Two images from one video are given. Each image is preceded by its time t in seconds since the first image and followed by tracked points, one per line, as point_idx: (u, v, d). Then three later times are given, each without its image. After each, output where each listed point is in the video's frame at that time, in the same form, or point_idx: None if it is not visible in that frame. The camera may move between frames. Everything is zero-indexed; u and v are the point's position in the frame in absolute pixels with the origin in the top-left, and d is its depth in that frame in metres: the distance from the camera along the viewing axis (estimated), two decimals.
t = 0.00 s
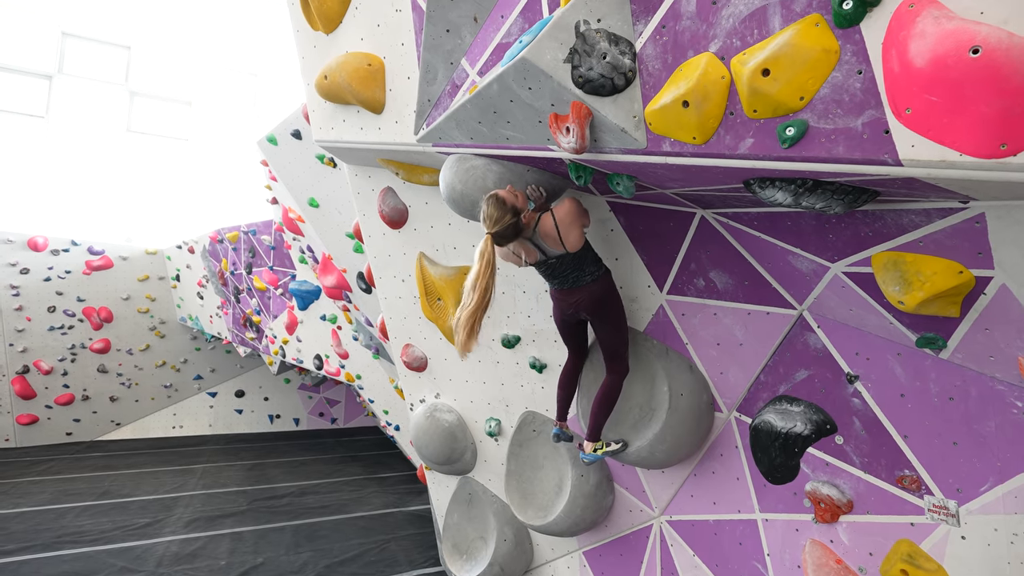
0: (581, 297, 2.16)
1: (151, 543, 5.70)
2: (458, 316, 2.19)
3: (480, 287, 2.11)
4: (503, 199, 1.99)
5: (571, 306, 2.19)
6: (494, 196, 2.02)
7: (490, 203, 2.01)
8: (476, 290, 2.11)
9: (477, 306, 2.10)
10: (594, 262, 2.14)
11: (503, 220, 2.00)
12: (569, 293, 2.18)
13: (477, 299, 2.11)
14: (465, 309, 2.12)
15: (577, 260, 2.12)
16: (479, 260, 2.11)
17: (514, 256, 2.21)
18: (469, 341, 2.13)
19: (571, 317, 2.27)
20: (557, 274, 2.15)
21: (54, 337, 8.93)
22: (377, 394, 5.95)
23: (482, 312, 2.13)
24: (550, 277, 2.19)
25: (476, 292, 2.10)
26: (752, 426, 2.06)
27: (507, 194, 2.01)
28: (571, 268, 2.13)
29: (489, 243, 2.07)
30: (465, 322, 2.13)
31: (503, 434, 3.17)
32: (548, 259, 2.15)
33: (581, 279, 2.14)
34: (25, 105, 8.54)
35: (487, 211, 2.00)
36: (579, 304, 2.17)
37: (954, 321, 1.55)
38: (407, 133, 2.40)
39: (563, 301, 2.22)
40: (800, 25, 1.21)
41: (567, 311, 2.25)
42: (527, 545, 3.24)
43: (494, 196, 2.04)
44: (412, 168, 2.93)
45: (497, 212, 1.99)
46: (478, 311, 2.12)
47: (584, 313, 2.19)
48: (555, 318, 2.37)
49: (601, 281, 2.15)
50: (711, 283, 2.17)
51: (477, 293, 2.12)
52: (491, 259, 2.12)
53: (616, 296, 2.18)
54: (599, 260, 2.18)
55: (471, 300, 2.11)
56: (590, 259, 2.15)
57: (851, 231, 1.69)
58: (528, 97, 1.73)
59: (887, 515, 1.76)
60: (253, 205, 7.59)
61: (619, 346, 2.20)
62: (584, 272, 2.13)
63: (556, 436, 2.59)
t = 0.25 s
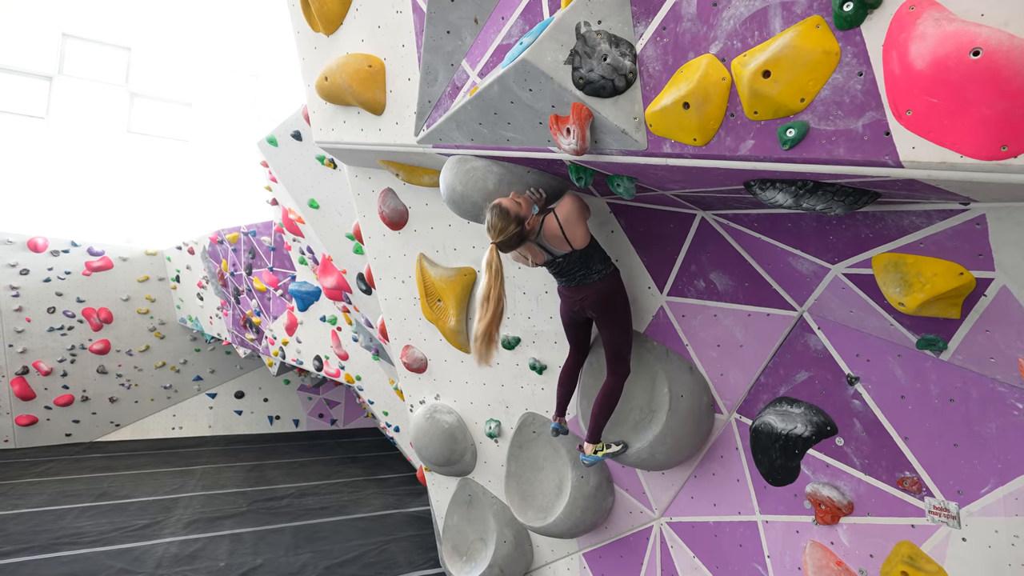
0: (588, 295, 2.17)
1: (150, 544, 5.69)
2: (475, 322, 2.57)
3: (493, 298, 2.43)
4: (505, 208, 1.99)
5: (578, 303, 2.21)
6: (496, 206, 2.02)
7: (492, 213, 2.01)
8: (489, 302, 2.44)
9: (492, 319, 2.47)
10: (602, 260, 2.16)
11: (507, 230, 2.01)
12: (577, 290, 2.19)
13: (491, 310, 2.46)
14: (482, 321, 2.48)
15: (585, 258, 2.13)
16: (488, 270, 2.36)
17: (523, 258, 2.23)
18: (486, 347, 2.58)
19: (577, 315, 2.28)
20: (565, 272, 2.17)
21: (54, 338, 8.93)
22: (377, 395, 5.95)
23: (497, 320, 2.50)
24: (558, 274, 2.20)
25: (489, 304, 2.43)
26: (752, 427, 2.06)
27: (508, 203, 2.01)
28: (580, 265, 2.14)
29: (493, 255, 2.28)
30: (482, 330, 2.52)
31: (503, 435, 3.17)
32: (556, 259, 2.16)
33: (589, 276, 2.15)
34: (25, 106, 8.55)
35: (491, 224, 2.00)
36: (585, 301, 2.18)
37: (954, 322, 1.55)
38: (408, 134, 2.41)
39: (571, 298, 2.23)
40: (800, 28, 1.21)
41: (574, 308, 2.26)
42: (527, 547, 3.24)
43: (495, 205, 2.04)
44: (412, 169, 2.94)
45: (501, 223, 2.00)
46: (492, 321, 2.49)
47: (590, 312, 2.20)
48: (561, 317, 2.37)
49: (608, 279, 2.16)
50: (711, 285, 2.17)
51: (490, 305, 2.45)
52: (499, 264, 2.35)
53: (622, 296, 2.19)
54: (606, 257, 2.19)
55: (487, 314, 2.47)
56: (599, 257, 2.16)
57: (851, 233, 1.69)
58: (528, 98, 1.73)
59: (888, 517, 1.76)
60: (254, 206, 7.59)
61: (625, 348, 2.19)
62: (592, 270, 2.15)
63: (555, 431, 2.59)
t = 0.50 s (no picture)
0: (593, 294, 2.17)
1: (147, 546, 5.67)
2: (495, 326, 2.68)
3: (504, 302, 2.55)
4: (507, 212, 1.97)
5: (583, 302, 2.21)
6: (497, 210, 2.00)
7: (494, 218, 1.99)
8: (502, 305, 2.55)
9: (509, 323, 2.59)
10: (610, 259, 2.15)
11: (511, 234, 1.99)
12: (583, 289, 2.19)
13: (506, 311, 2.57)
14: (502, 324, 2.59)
15: (590, 257, 2.12)
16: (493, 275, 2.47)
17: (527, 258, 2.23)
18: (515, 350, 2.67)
19: (583, 314, 2.27)
20: (570, 271, 2.16)
21: (52, 338, 8.92)
22: (375, 396, 5.94)
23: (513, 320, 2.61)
24: (563, 273, 2.19)
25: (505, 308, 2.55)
26: (752, 429, 2.04)
27: (509, 208, 1.99)
28: (586, 264, 2.13)
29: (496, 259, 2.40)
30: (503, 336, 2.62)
31: (502, 437, 3.16)
32: (559, 259, 2.15)
33: (595, 276, 2.15)
34: (24, 107, 8.54)
35: (493, 229, 1.99)
36: (590, 301, 2.18)
37: (956, 323, 1.55)
38: (407, 134, 2.40)
39: (577, 296, 2.23)
40: (801, 26, 1.20)
41: (579, 307, 2.27)
42: (525, 549, 3.23)
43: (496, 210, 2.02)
44: (410, 170, 2.93)
45: (503, 227, 1.98)
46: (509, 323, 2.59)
47: (595, 311, 2.19)
48: (566, 316, 2.36)
49: (615, 279, 2.16)
50: (710, 285, 2.16)
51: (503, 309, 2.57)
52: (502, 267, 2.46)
53: (627, 296, 2.18)
54: (613, 257, 2.19)
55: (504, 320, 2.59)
56: (605, 258, 2.15)
57: (851, 233, 1.68)
58: (527, 98, 1.73)
59: (888, 519, 1.75)
60: (253, 207, 7.58)
61: (629, 348, 2.18)
62: (599, 270, 2.14)
63: (557, 428, 2.59)
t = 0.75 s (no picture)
0: (595, 295, 2.17)
1: (146, 548, 5.66)
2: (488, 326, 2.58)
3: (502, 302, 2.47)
4: (512, 212, 1.98)
5: (586, 303, 2.21)
6: (502, 208, 2.00)
7: (499, 216, 1.99)
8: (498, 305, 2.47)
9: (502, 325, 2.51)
10: (614, 262, 2.15)
11: (515, 233, 1.99)
12: (587, 290, 2.19)
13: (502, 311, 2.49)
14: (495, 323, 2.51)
15: (594, 260, 2.11)
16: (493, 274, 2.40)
17: (531, 257, 2.22)
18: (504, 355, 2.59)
19: (585, 314, 2.28)
20: (574, 273, 2.15)
21: (50, 339, 8.89)
22: (374, 398, 5.94)
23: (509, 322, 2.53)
24: (566, 274, 2.19)
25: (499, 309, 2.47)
26: (750, 431, 2.02)
27: (515, 206, 1.98)
28: (590, 267, 2.12)
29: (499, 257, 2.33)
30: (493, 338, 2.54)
31: (501, 438, 3.15)
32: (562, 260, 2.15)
33: (598, 279, 2.15)
34: (23, 107, 8.53)
35: (497, 227, 1.99)
36: (592, 302, 2.18)
37: (954, 324, 1.55)
38: (406, 136, 2.40)
39: (579, 297, 2.23)
40: (800, 28, 1.20)
41: (581, 308, 2.27)
42: (524, 550, 3.23)
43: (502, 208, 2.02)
44: (410, 171, 2.94)
45: (507, 226, 1.98)
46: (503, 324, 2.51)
47: (597, 312, 2.20)
48: (567, 317, 2.36)
49: (618, 282, 2.16)
50: (709, 287, 2.16)
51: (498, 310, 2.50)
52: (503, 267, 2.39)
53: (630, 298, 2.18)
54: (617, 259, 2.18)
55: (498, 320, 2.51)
56: (609, 261, 2.15)
57: (850, 235, 1.68)
58: (526, 99, 1.73)
59: (887, 520, 1.75)
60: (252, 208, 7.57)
61: (630, 350, 2.18)
62: (602, 272, 2.14)
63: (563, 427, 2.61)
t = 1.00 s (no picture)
0: (592, 297, 2.16)
1: (143, 550, 5.65)
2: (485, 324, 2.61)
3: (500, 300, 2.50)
4: (511, 214, 1.98)
5: (582, 304, 2.21)
6: (501, 210, 2.02)
7: (498, 217, 2.01)
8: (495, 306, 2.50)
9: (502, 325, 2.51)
10: (612, 266, 2.13)
11: (512, 236, 2.00)
12: (584, 291, 2.18)
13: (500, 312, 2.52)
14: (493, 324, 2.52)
15: (592, 265, 2.10)
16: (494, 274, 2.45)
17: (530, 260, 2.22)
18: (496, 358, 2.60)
19: (582, 316, 2.27)
20: (572, 275, 2.14)
21: (48, 341, 8.86)
22: (373, 400, 5.93)
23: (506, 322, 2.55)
24: (563, 275, 2.18)
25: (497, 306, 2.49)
26: (749, 432, 2.03)
27: (514, 208, 2.00)
28: (588, 269, 2.11)
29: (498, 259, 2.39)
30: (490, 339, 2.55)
31: (500, 440, 3.15)
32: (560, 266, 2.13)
33: (596, 282, 2.13)
34: (22, 109, 8.52)
35: (496, 227, 2.00)
36: (590, 302, 2.18)
37: (953, 326, 1.55)
38: (406, 136, 2.40)
39: (576, 298, 2.23)
40: (800, 30, 1.21)
41: (579, 309, 2.26)
42: (523, 552, 3.22)
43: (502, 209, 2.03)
44: (410, 172, 2.94)
45: (506, 227, 1.99)
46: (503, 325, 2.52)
47: (594, 314, 2.19)
48: (564, 318, 2.36)
49: (616, 283, 2.15)
50: (708, 289, 2.16)
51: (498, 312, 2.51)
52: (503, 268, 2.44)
53: (627, 299, 2.18)
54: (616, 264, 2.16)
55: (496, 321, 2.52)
56: (607, 264, 2.14)
57: (849, 237, 1.69)
58: (526, 101, 1.73)
59: (887, 522, 1.75)
60: (251, 210, 7.57)
61: (628, 352, 2.18)
62: (599, 275, 2.12)
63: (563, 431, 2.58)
